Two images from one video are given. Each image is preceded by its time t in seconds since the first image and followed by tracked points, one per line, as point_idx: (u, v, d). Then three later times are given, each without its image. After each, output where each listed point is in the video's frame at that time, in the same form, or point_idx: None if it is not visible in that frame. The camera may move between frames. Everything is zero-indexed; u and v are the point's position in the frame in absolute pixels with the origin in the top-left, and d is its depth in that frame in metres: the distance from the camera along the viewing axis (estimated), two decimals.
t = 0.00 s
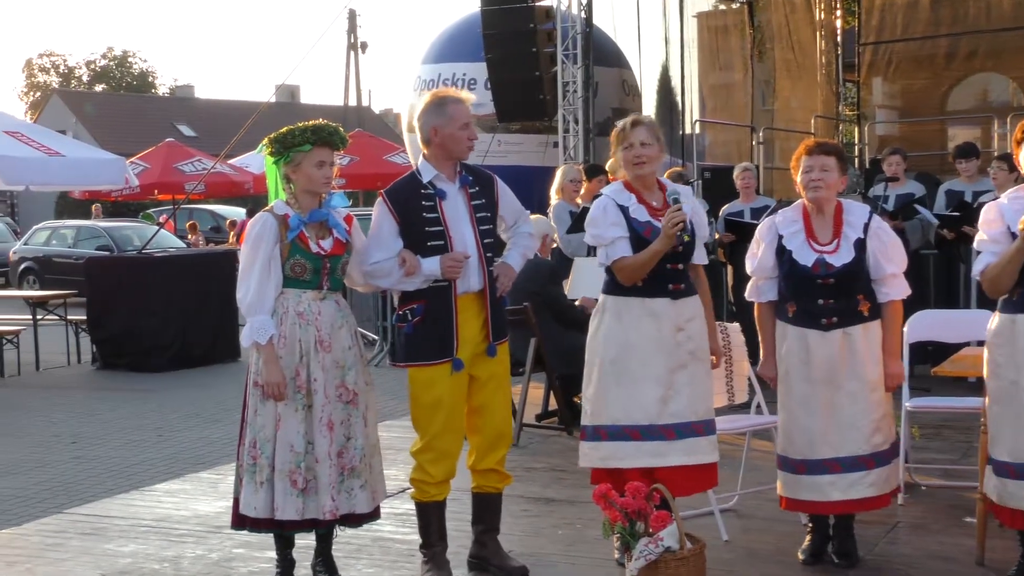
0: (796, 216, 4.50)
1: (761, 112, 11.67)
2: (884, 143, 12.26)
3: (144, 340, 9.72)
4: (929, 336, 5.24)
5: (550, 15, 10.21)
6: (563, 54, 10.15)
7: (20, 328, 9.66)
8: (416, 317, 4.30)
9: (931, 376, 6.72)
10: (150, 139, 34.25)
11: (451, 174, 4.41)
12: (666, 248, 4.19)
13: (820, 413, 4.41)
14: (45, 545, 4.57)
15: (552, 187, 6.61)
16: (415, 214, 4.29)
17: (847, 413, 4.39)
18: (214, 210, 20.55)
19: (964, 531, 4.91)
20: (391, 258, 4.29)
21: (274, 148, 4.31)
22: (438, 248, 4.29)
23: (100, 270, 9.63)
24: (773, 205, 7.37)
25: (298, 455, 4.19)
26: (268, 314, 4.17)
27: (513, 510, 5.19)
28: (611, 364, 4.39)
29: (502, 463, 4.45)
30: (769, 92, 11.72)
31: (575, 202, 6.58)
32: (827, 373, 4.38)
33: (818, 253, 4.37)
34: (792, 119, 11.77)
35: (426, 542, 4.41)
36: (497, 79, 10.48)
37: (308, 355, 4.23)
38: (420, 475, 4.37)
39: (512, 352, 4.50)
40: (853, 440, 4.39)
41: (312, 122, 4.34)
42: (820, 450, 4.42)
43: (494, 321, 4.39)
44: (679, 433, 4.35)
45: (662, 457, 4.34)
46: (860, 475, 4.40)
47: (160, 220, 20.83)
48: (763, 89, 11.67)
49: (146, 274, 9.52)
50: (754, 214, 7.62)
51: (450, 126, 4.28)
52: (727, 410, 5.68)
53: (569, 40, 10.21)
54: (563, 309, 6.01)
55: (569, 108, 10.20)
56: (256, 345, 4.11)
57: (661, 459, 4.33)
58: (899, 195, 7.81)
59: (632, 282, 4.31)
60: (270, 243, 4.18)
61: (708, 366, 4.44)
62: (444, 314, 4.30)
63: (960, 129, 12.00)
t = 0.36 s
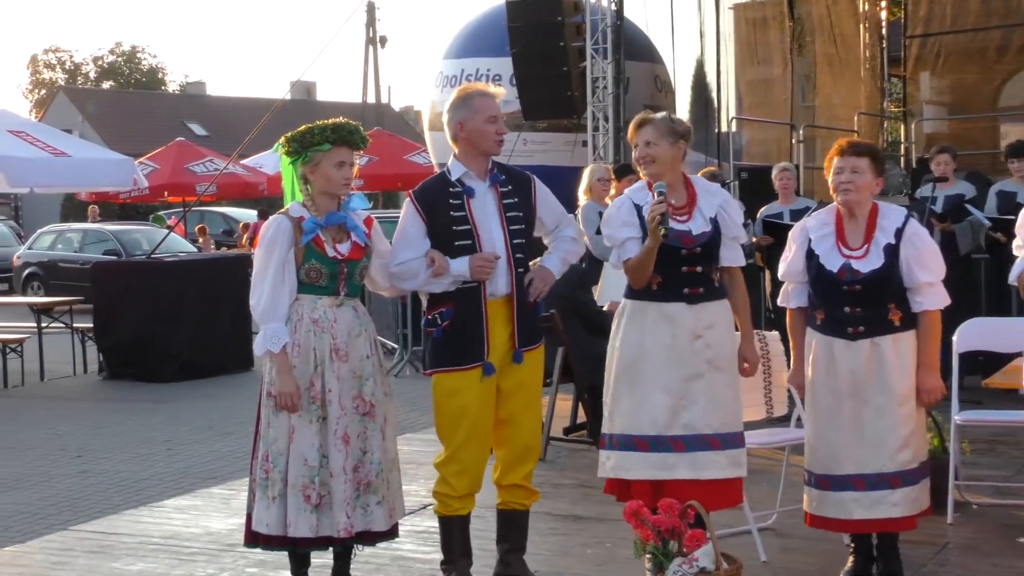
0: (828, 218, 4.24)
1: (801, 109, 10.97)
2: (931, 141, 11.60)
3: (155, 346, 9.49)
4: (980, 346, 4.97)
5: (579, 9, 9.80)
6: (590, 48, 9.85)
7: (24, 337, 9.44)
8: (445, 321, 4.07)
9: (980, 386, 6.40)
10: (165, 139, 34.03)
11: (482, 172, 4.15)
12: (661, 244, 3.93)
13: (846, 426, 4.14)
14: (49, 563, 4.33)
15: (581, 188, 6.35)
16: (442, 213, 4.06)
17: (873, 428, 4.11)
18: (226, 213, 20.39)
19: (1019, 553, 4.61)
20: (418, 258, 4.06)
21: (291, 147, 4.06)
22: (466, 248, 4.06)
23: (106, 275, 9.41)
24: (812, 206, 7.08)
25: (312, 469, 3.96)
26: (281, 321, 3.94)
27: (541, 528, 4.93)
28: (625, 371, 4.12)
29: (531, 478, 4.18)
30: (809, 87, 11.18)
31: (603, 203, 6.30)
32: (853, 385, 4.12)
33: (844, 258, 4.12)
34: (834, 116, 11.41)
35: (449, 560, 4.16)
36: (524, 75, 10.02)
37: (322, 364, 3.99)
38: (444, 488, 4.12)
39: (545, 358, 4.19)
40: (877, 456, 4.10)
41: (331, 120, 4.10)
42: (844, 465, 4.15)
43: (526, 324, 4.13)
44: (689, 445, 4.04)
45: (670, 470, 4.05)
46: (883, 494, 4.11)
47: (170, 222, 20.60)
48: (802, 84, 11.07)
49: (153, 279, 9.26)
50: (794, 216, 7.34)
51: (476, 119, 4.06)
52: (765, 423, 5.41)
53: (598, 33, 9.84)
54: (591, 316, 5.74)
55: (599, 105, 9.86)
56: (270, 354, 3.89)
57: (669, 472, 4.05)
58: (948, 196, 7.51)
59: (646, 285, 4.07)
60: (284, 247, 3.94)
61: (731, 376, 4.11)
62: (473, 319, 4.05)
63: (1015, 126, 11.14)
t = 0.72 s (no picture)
0: (858, 225, 3.95)
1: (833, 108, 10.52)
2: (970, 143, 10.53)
3: (149, 362, 9.05)
4: None
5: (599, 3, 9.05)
6: (610, 46, 9.01)
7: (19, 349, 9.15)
8: (458, 333, 3.84)
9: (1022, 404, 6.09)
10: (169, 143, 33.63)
11: (502, 178, 3.92)
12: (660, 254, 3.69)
13: (874, 444, 3.83)
14: None
15: (601, 193, 6.05)
16: (458, 220, 3.84)
17: (904, 447, 3.80)
18: (226, 220, 20.16)
19: None
20: (434, 266, 3.84)
21: (300, 149, 3.86)
22: (483, 258, 3.82)
23: (102, 283, 8.97)
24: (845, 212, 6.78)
25: (319, 488, 3.74)
26: (289, 333, 3.75)
27: (558, 552, 4.66)
28: (636, 384, 3.85)
29: (552, 500, 3.93)
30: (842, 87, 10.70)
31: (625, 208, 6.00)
32: (882, 401, 3.81)
33: (874, 268, 3.83)
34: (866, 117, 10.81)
35: None
36: (538, 74, 9.11)
37: (332, 377, 3.79)
38: (456, 509, 3.86)
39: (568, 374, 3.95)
40: (907, 476, 3.79)
41: (342, 123, 3.90)
42: (872, 486, 3.84)
43: (549, 341, 3.88)
44: (698, 462, 3.76)
45: (678, 488, 3.77)
46: (915, 517, 3.79)
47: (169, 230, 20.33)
48: (835, 83, 10.62)
49: (151, 290, 8.82)
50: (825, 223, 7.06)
51: (499, 123, 3.83)
52: (796, 441, 5.13)
53: (619, 29, 9.00)
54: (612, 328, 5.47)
55: (620, 105, 9.13)
56: (280, 367, 3.71)
57: (677, 490, 3.77)
58: (989, 202, 7.15)
59: (654, 294, 3.80)
60: (291, 255, 3.73)
61: (745, 391, 3.81)
62: (487, 331, 3.82)
63: None
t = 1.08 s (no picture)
0: (892, 229, 3.67)
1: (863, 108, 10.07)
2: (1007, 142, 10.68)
3: (139, 376, 8.21)
4: None
5: None
6: (626, 42, 8.43)
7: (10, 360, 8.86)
8: (475, 346, 3.62)
9: None
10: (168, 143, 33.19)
11: (518, 183, 3.69)
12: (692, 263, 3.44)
13: (911, 462, 3.57)
14: None
15: (619, 198, 5.82)
16: (473, 226, 3.62)
17: (944, 464, 3.54)
18: (223, 224, 19.91)
19: None
20: (447, 275, 3.63)
21: (307, 153, 3.62)
22: (499, 266, 3.60)
23: (89, 292, 8.17)
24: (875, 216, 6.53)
25: (322, 507, 3.51)
26: (291, 345, 3.53)
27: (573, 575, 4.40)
28: (659, 403, 3.58)
29: (568, 519, 3.70)
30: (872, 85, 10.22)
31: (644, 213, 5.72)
32: (921, 417, 3.55)
33: (913, 275, 3.56)
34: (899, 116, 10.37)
35: None
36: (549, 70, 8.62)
37: (335, 392, 3.56)
38: (468, 529, 3.65)
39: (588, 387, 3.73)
40: (948, 495, 3.53)
41: (350, 124, 3.65)
42: (910, 506, 3.58)
43: (568, 352, 3.66)
44: (730, 481, 3.51)
45: (710, 509, 3.52)
46: (957, 539, 3.55)
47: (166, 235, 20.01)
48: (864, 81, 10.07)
49: (143, 299, 8.00)
50: (854, 228, 6.82)
51: (517, 126, 3.60)
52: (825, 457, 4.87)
53: (636, 25, 8.40)
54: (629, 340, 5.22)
55: (636, 105, 8.48)
56: (282, 380, 3.49)
57: (709, 511, 3.52)
58: None
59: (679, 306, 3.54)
60: (295, 261, 3.52)
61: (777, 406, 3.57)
62: (504, 341, 3.60)
63: None
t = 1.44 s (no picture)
0: (939, 239, 3.45)
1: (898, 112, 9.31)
2: None
3: (142, 392, 7.99)
4: None
5: None
6: (650, 41, 8.24)
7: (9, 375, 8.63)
8: (494, 360, 3.39)
9: None
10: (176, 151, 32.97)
11: (540, 188, 3.47)
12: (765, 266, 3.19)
13: (971, 484, 3.36)
14: None
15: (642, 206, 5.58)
16: (492, 234, 3.40)
17: (1006, 486, 3.36)
18: (226, 234, 19.72)
19: None
20: (466, 286, 3.40)
21: (316, 160, 3.42)
22: (520, 276, 3.38)
23: (85, 306, 7.95)
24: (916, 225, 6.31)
25: (321, 530, 3.30)
26: (295, 358, 3.32)
27: None
28: (704, 422, 3.31)
29: (588, 543, 3.46)
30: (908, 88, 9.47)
31: (672, 219, 5.46)
32: (982, 436, 3.34)
33: (967, 286, 3.35)
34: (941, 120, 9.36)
35: None
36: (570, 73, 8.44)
37: (339, 408, 3.34)
38: (484, 554, 3.41)
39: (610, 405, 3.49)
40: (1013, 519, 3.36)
41: (362, 128, 3.44)
42: (972, 530, 3.38)
43: (587, 367, 3.42)
44: (786, 503, 3.27)
45: (765, 534, 3.27)
46: None
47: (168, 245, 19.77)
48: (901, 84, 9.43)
49: (143, 313, 7.80)
50: (890, 237, 6.60)
51: (538, 127, 3.39)
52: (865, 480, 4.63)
53: (660, 24, 8.21)
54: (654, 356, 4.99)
55: (661, 108, 8.28)
56: (284, 397, 3.28)
57: (765, 536, 3.27)
58: None
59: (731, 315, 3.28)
60: (301, 272, 3.32)
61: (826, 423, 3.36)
62: (524, 355, 3.38)
63: None
